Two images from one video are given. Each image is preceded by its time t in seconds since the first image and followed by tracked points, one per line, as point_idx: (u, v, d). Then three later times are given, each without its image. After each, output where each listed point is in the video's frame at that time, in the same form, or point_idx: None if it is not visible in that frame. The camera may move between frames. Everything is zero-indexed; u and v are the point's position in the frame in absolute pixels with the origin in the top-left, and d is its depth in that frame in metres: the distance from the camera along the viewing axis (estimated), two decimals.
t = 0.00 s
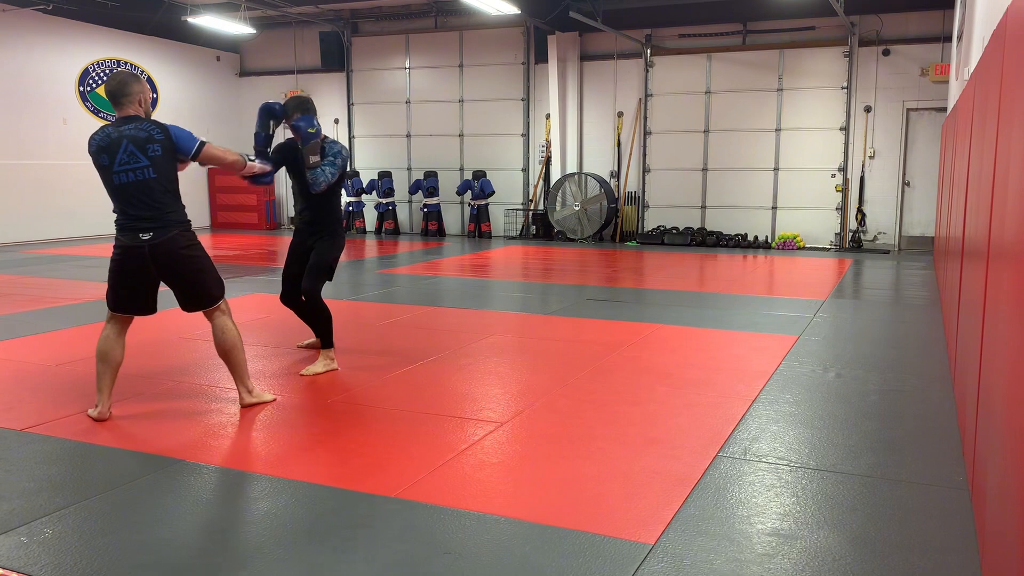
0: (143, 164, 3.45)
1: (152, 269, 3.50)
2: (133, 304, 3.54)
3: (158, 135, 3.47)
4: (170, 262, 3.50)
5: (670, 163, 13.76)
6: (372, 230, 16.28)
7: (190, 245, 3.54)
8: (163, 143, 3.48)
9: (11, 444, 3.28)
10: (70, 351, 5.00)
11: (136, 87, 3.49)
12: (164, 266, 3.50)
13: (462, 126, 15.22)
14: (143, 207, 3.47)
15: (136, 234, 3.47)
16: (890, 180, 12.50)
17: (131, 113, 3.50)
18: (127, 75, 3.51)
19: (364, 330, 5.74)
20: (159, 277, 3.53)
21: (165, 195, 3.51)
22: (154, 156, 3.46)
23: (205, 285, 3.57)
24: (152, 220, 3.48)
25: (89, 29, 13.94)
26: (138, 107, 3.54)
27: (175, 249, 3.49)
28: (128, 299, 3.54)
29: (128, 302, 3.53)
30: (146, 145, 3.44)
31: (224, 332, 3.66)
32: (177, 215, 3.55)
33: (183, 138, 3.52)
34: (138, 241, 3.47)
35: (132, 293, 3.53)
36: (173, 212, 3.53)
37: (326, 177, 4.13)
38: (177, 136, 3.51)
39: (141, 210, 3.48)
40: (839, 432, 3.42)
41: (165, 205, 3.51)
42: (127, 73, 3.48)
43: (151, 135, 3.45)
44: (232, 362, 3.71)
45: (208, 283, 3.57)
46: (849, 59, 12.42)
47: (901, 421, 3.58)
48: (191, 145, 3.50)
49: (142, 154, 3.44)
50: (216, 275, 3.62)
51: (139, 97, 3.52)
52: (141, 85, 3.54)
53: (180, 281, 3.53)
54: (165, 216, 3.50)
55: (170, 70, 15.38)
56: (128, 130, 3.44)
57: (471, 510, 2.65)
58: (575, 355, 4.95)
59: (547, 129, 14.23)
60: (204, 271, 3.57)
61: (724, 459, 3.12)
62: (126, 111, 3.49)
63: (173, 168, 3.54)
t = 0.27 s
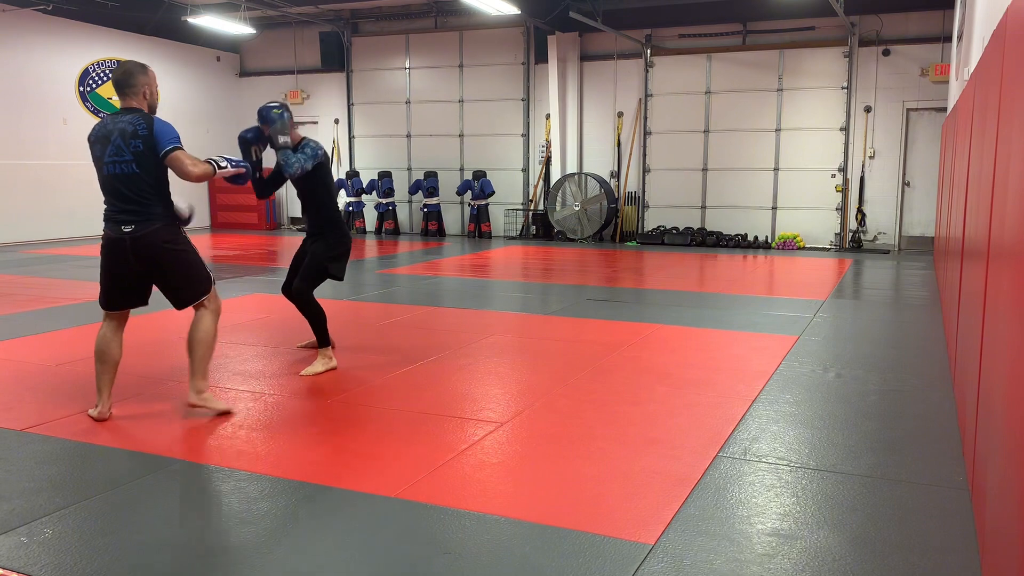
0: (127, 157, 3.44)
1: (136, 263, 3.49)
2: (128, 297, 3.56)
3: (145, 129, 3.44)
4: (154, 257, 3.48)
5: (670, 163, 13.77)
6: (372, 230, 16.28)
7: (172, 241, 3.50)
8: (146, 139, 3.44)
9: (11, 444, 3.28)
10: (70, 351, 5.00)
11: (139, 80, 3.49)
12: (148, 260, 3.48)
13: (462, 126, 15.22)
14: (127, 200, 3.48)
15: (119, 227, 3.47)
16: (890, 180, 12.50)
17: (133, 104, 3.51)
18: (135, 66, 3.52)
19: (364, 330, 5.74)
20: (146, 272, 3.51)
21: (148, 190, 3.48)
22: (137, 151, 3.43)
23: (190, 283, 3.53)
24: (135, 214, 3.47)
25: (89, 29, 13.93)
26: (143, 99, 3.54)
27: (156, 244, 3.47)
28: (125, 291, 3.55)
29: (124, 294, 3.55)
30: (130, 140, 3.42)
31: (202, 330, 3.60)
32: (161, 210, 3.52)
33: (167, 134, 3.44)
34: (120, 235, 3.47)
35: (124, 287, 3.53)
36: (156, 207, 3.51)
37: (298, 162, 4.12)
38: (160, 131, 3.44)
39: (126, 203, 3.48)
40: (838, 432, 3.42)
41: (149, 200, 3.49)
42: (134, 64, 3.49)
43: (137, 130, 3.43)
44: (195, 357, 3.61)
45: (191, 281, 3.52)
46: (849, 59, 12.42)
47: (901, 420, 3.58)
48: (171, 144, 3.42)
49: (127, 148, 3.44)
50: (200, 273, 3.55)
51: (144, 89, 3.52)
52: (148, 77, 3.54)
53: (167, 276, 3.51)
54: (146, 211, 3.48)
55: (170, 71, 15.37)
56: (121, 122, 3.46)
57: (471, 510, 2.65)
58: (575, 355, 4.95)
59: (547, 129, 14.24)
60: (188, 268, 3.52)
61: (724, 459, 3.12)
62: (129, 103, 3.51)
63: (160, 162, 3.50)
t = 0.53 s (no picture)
0: (117, 163, 3.44)
1: (124, 267, 3.50)
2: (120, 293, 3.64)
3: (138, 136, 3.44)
4: (138, 264, 3.48)
5: (670, 163, 13.76)
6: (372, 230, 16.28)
7: (154, 250, 3.47)
8: (136, 147, 3.43)
9: (10, 444, 3.28)
10: (69, 351, 4.99)
11: (146, 86, 3.50)
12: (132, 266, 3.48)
13: (462, 126, 15.22)
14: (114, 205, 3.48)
15: (107, 230, 3.49)
16: (890, 180, 12.50)
17: (139, 111, 3.51)
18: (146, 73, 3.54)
19: (363, 330, 5.74)
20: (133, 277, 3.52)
21: (134, 197, 3.47)
22: (127, 159, 3.43)
23: (175, 292, 3.50)
24: (122, 220, 3.47)
25: (89, 29, 13.93)
26: (152, 106, 3.55)
27: (139, 251, 3.46)
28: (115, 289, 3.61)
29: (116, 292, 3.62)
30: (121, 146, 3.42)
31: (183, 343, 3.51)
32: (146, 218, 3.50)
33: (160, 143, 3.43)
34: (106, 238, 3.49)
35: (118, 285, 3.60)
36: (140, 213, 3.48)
37: (295, 184, 4.10)
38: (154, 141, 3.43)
39: (113, 208, 3.49)
40: (838, 432, 3.42)
41: (134, 207, 3.47)
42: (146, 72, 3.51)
43: (129, 137, 3.43)
44: (177, 370, 3.52)
45: (174, 290, 3.49)
46: (849, 59, 12.42)
47: (901, 420, 3.58)
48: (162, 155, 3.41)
49: (118, 154, 3.44)
50: (183, 283, 3.51)
51: (153, 96, 3.53)
52: (158, 84, 3.54)
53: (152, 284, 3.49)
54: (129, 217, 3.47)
55: (169, 70, 15.36)
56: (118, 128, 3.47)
57: (470, 510, 2.65)
58: (575, 355, 4.95)
59: (547, 129, 14.24)
60: (170, 277, 3.48)
61: (724, 459, 3.12)
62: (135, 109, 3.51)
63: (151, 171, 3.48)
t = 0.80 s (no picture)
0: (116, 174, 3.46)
1: (127, 275, 3.50)
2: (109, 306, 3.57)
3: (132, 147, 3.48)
4: (146, 268, 3.49)
5: (670, 163, 13.76)
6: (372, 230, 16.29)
7: (163, 252, 3.52)
8: (139, 154, 3.49)
9: (10, 444, 3.28)
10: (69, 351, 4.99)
11: (116, 100, 3.53)
12: (139, 272, 3.50)
13: (462, 126, 15.22)
14: (116, 215, 3.48)
15: (111, 242, 3.47)
16: (890, 180, 12.50)
17: (111, 125, 3.54)
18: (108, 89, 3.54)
19: (363, 330, 5.74)
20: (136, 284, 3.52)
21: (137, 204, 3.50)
22: (129, 167, 3.47)
23: (184, 289, 3.55)
24: (126, 229, 3.48)
25: (89, 29, 13.93)
26: (120, 118, 3.57)
27: (147, 255, 3.48)
28: (105, 304, 3.57)
29: (109, 305, 3.57)
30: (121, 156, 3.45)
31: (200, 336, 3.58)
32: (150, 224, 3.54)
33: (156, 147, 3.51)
34: (111, 249, 3.47)
35: (112, 297, 3.56)
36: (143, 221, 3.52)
37: (299, 161, 4.06)
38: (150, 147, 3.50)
39: (115, 218, 3.48)
40: (839, 432, 3.42)
41: (137, 214, 3.50)
42: (108, 86, 3.52)
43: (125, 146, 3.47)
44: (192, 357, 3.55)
45: (184, 288, 3.54)
46: (849, 59, 12.42)
47: (901, 421, 3.58)
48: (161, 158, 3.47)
49: (118, 164, 3.46)
50: (193, 279, 3.57)
51: (121, 109, 3.56)
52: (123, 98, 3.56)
53: (159, 285, 3.52)
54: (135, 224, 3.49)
55: (169, 70, 15.36)
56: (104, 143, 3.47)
57: (470, 510, 2.65)
58: (575, 355, 4.95)
59: (547, 129, 14.24)
60: (179, 277, 3.54)
61: (724, 459, 3.12)
62: (105, 124, 3.53)
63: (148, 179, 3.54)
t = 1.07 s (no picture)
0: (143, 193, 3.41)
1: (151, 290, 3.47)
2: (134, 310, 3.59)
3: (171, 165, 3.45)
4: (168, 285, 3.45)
5: (670, 163, 13.76)
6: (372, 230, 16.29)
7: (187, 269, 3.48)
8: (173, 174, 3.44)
9: (11, 444, 3.28)
10: (69, 351, 4.99)
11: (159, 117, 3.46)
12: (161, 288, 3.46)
13: (462, 126, 15.22)
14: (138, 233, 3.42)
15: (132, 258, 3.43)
16: (890, 180, 12.51)
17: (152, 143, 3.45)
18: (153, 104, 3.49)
19: (363, 330, 5.74)
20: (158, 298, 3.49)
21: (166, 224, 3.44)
22: (161, 187, 3.40)
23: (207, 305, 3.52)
24: (149, 247, 3.42)
25: (89, 29, 13.93)
26: (162, 136, 3.49)
27: (169, 272, 3.43)
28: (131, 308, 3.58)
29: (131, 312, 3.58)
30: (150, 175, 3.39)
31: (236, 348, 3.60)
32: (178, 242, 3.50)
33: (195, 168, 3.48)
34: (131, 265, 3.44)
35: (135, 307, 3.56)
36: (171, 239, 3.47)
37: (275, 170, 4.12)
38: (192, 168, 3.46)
39: (139, 236, 3.42)
40: (839, 432, 3.42)
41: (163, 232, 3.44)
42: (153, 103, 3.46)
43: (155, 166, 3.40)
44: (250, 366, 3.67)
45: (206, 302, 3.51)
46: (849, 59, 12.42)
47: (901, 420, 3.58)
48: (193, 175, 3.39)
49: (147, 184, 3.38)
50: (218, 293, 3.54)
51: (163, 126, 3.48)
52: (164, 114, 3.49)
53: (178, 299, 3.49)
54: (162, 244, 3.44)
55: (169, 70, 15.36)
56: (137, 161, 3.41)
57: (471, 510, 2.64)
58: (575, 355, 4.94)
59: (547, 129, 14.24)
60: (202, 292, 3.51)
61: (724, 459, 3.12)
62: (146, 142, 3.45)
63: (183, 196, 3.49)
